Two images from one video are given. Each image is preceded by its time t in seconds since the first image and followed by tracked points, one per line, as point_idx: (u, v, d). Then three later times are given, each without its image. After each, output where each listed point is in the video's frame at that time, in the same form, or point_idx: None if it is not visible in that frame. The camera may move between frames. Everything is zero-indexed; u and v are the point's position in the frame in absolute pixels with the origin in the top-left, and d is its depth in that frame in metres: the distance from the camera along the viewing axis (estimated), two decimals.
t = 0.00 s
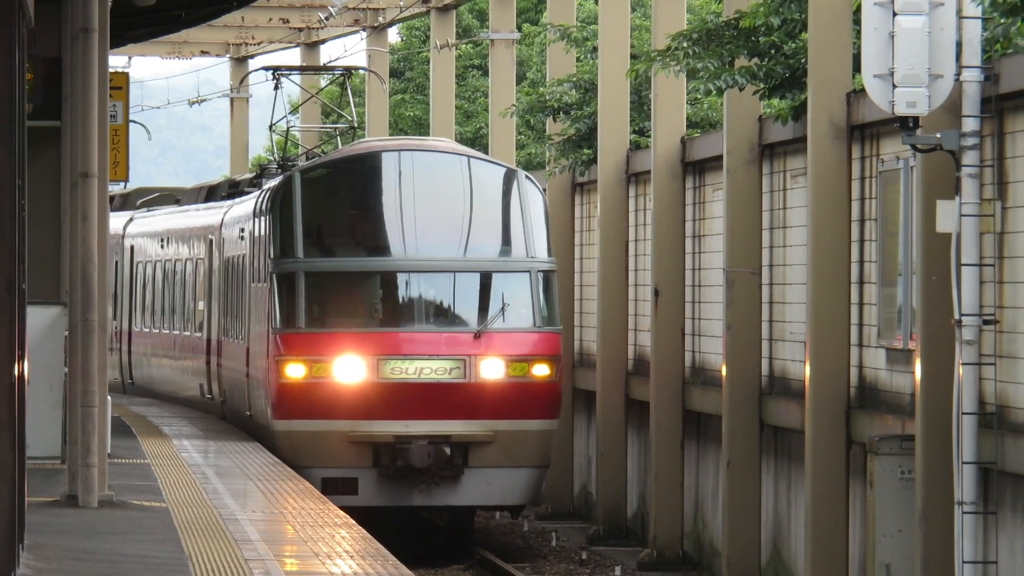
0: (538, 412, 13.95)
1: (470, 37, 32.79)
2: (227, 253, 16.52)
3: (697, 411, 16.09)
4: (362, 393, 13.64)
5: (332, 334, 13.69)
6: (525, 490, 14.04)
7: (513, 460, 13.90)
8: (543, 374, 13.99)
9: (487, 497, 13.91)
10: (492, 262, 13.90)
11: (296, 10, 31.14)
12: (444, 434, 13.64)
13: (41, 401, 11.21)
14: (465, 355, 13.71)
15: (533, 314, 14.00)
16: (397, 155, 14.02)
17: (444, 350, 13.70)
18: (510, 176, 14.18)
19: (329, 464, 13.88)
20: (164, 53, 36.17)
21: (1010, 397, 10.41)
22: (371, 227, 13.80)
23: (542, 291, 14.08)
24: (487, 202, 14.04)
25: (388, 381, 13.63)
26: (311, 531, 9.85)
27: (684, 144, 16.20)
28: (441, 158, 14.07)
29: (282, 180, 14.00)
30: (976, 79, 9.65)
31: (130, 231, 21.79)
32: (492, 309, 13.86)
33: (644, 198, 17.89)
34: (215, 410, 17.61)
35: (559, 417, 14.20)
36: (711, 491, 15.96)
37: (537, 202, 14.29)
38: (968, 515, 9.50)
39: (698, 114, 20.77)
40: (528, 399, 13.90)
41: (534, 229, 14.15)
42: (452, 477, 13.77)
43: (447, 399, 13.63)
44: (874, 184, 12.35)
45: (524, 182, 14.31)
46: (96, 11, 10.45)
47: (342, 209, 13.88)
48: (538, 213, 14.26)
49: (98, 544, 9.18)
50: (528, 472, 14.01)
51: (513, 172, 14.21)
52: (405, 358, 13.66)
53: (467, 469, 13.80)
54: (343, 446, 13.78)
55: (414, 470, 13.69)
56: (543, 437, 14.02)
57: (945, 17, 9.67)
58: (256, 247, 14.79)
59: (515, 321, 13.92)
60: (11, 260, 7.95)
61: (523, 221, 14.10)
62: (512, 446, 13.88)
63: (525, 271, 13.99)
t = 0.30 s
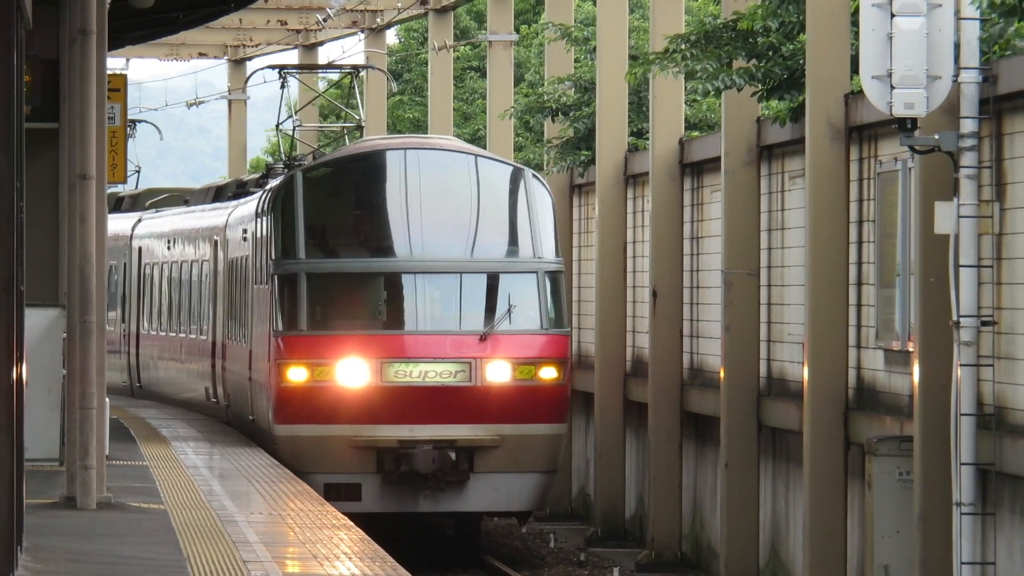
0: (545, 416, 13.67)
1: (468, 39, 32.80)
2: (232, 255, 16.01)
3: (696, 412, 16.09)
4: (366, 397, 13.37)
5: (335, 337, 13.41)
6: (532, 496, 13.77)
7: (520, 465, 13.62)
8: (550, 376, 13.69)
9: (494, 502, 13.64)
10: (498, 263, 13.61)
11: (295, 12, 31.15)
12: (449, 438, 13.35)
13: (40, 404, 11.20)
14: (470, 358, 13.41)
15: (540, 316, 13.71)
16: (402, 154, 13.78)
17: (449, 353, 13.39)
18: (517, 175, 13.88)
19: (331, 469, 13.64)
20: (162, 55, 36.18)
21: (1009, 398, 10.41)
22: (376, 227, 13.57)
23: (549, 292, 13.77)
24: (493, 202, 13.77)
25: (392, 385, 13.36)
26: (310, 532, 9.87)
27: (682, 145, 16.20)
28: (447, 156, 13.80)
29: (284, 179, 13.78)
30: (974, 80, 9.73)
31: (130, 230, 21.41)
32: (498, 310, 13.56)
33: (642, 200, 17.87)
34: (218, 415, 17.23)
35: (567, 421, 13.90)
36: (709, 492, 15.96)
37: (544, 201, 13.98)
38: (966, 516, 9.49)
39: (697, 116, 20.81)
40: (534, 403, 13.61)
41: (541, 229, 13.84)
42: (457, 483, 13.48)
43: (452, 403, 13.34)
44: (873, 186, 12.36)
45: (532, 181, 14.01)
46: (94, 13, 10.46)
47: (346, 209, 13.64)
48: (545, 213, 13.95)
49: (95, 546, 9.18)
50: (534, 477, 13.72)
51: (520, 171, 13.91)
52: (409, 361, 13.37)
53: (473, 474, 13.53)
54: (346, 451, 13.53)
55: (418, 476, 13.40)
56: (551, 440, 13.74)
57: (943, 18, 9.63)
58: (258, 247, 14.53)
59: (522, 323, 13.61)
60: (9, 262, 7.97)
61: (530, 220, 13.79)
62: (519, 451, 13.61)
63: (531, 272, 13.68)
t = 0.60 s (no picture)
0: (554, 420, 13.27)
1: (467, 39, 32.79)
2: (235, 255, 15.82)
3: (695, 412, 16.08)
4: (370, 401, 12.95)
5: (338, 338, 13.01)
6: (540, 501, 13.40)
7: (527, 471, 13.25)
8: (560, 379, 13.29)
9: (501, 508, 13.27)
10: (506, 263, 13.20)
11: (293, 12, 31.17)
12: (456, 443, 12.97)
13: (39, 404, 11.18)
14: (477, 360, 13.02)
15: (550, 317, 13.28)
16: (407, 150, 13.36)
17: (455, 355, 12.98)
18: (526, 172, 13.50)
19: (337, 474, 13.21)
20: (161, 56, 36.20)
21: (1007, 398, 10.41)
22: (381, 226, 13.16)
23: (559, 293, 13.37)
24: (501, 200, 13.37)
25: (397, 388, 12.93)
26: (312, 533, 9.88)
27: (680, 145, 16.19)
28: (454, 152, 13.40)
29: (287, 177, 13.39)
30: (971, 80, 9.73)
31: (138, 231, 21.09)
32: (506, 311, 13.15)
33: (641, 200, 17.86)
34: (224, 417, 16.95)
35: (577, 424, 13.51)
36: (708, 492, 15.95)
37: (553, 200, 13.58)
38: (965, 516, 9.48)
39: (696, 116, 20.83)
40: (543, 406, 13.22)
41: (549, 228, 13.45)
42: (464, 488, 13.11)
43: (458, 406, 12.94)
44: (870, 186, 12.36)
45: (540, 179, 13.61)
46: (92, 14, 10.45)
47: (351, 208, 13.24)
48: (553, 211, 13.55)
49: (93, 547, 9.17)
50: (543, 482, 13.34)
51: (528, 168, 13.52)
52: (415, 363, 12.95)
53: (480, 479, 13.16)
54: (350, 457, 13.10)
55: (423, 480, 13.04)
56: (560, 444, 13.35)
57: (941, 19, 9.65)
58: (261, 247, 14.16)
59: (530, 325, 13.20)
60: (7, 264, 7.96)
61: (539, 219, 13.40)
62: (527, 455, 13.22)
63: (540, 272, 13.28)
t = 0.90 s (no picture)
0: (564, 424, 12.96)
1: (466, 41, 32.78)
2: (241, 255, 15.56)
3: (694, 413, 16.10)
4: (376, 404, 12.66)
5: (343, 341, 12.71)
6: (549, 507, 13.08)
7: (536, 476, 12.92)
8: (570, 383, 12.99)
9: (510, 515, 12.95)
10: (515, 264, 12.89)
11: (293, 13, 31.22)
12: (463, 448, 12.67)
13: (39, 405, 11.19)
14: (485, 363, 12.71)
15: (560, 319, 12.99)
16: (415, 149, 13.07)
17: (463, 358, 12.68)
18: (535, 171, 13.16)
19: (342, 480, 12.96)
20: (160, 57, 36.20)
21: (1007, 399, 10.41)
22: (388, 226, 12.85)
23: (569, 295, 13.07)
24: (510, 200, 13.04)
25: (404, 391, 12.63)
26: (317, 534, 9.89)
27: (680, 146, 16.20)
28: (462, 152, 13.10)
29: (292, 175, 13.08)
30: (972, 81, 9.72)
31: (146, 231, 20.70)
32: (516, 313, 12.85)
33: (640, 201, 17.86)
34: (231, 421, 16.60)
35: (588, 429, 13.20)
36: (707, 492, 15.98)
37: (564, 199, 13.28)
38: (965, 517, 9.49)
39: (696, 117, 20.85)
40: (552, 410, 12.90)
41: (560, 228, 13.17)
42: (472, 494, 12.80)
43: (467, 410, 12.64)
44: (870, 187, 12.36)
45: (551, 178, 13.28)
46: (92, 15, 10.43)
47: (358, 207, 12.92)
48: (564, 211, 13.25)
49: (94, 548, 9.18)
50: (552, 488, 13.03)
51: (539, 166, 13.20)
52: (422, 366, 12.65)
53: (488, 485, 12.83)
54: (356, 461, 12.84)
55: (430, 486, 12.75)
56: (570, 449, 13.03)
57: (941, 20, 9.67)
58: (267, 248, 13.80)
59: (540, 327, 12.91)
60: (8, 265, 7.97)
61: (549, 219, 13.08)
62: (536, 461, 12.90)
63: (550, 273, 12.99)
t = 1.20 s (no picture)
0: (574, 425, 12.69)
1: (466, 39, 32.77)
2: (247, 253, 15.24)
3: (694, 411, 16.10)
4: (383, 404, 12.37)
5: (349, 339, 12.43)
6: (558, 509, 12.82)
7: (546, 478, 12.67)
8: (581, 383, 12.71)
9: (517, 518, 12.72)
10: (525, 261, 12.63)
11: (292, 12, 31.24)
12: (471, 449, 12.42)
13: (39, 404, 11.19)
14: (495, 363, 12.44)
15: (570, 318, 12.71)
16: (423, 143, 12.81)
17: (472, 357, 12.40)
18: (546, 166, 12.90)
19: (347, 482, 12.67)
20: (160, 56, 36.22)
21: (1006, 397, 10.41)
22: (396, 223, 12.58)
23: (579, 293, 12.80)
24: (520, 196, 12.79)
25: (411, 391, 12.34)
26: (321, 532, 9.88)
27: (680, 145, 16.20)
28: (471, 146, 12.84)
29: (297, 170, 12.81)
30: (971, 79, 9.67)
31: (156, 228, 20.35)
32: (525, 312, 12.59)
33: (640, 200, 17.84)
34: (236, 421, 16.31)
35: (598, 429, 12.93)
36: (707, 489, 15.99)
37: (574, 194, 13.02)
38: (965, 514, 9.42)
39: (696, 115, 20.85)
40: (562, 411, 12.63)
41: (571, 223, 12.87)
42: (480, 497, 12.58)
43: (475, 411, 12.37)
44: (870, 184, 12.35)
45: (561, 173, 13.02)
46: (91, 13, 10.43)
47: (365, 203, 12.65)
48: (575, 207, 12.98)
49: (93, 546, 9.18)
50: (561, 491, 12.77)
51: (549, 161, 12.94)
52: (430, 366, 12.36)
53: (496, 487, 12.60)
54: (361, 463, 12.55)
55: (438, 488, 12.52)
56: (580, 452, 12.77)
57: (941, 18, 9.57)
58: (272, 245, 13.55)
59: (550, 326, 12.64)
60: (7, 265, 7.97)
61: (560, 215, 12.82)
62: (546, 463, 12.64)
63: (560, 271, 12.72)
